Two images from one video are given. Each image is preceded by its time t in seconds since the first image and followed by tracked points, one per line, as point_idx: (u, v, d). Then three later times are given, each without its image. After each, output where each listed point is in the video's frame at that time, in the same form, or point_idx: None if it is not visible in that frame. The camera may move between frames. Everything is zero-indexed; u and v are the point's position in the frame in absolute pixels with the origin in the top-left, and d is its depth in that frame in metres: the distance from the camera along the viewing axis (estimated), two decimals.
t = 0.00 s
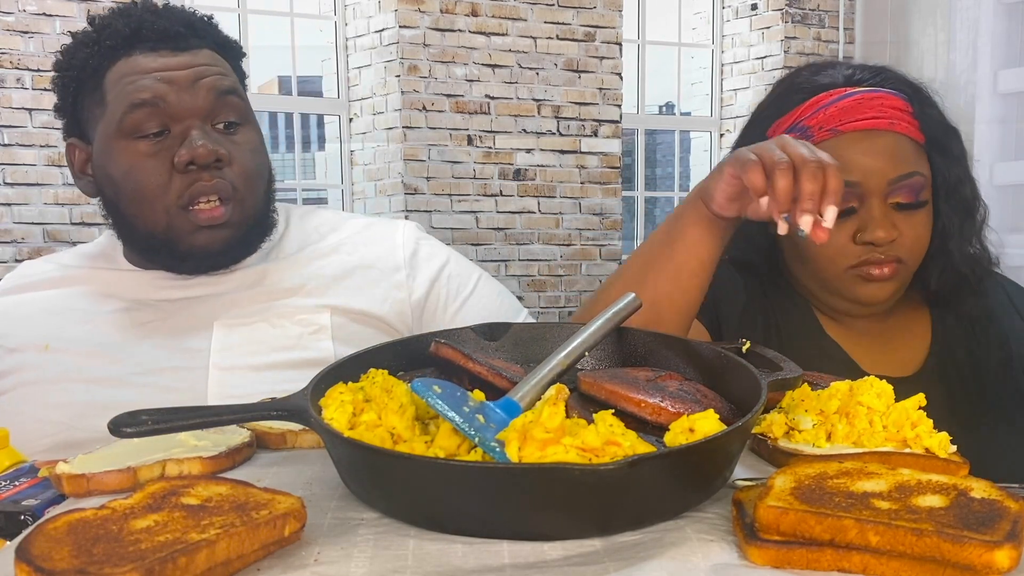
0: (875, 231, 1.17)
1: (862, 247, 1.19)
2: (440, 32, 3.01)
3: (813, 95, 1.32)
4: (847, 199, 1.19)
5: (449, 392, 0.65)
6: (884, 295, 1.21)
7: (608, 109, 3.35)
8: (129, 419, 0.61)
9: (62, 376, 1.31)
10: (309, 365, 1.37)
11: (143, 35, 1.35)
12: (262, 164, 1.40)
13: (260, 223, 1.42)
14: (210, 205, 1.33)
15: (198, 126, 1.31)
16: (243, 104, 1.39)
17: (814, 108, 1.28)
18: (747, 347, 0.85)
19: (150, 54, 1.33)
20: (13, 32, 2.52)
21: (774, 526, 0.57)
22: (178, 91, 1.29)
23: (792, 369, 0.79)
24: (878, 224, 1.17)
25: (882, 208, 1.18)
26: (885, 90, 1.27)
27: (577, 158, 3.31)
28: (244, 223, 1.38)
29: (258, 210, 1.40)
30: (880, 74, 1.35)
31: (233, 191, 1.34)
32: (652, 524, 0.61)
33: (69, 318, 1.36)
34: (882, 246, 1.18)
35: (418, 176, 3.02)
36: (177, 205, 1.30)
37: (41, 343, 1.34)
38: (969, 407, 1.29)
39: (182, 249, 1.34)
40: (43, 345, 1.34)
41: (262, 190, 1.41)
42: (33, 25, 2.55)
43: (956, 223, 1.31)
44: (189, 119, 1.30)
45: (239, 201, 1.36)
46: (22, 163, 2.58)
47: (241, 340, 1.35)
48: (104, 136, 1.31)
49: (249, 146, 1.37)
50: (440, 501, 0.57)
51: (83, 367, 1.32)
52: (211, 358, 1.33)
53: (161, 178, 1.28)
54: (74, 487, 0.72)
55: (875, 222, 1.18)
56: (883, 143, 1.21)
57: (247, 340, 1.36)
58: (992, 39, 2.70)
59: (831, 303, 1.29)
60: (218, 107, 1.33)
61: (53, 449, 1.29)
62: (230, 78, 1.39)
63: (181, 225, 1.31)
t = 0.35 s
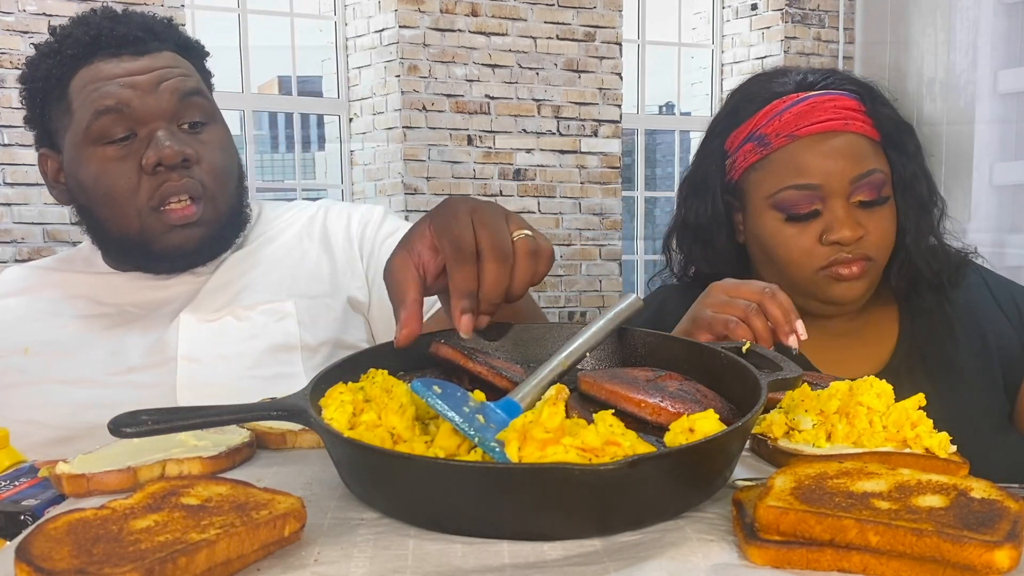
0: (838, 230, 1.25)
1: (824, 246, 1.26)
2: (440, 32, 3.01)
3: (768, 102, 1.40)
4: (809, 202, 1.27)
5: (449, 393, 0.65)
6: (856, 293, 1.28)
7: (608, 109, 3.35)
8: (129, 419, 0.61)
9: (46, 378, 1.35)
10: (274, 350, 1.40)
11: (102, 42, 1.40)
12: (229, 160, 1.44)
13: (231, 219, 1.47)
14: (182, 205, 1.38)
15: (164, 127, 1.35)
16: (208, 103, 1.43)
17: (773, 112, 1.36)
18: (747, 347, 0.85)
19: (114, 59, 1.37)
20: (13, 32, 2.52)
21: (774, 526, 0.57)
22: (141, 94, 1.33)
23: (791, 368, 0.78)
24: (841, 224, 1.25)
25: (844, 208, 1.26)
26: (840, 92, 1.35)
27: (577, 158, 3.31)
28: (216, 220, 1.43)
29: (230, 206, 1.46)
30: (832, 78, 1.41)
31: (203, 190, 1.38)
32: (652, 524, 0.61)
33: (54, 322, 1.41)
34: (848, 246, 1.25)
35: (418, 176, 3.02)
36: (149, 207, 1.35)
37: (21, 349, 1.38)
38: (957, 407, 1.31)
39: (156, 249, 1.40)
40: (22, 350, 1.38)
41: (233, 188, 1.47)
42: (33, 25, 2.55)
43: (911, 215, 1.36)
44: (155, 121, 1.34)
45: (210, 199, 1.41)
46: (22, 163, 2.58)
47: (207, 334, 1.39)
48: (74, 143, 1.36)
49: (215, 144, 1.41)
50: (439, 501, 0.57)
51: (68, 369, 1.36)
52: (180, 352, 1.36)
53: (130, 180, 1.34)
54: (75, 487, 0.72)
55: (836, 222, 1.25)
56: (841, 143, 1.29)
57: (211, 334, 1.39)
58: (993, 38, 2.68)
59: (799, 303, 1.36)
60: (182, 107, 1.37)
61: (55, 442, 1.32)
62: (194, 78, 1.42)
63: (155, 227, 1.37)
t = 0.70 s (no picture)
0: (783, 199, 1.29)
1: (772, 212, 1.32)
2: (440, 32, 3.01)
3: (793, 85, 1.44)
4: (771, 166, 1.34)
5: (447, 397, 0.65)
6: (791, 263, 1.31)
7: (608, 109, 3.35)
8: (129, 419, 0.61)
9: (33, 379, 1.34)
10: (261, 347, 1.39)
11: (62, 57, 1.38)
12: (205, 165, 1.44)
13: (214, 225, 1.47)
14: (163, 216, 1.40)
15: (136, 138, 1.35)
16: (179, 108, 1.42)
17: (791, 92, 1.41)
18: (747, 347, 0.85)
19: (74, 75, 1.36)
20: (13, 32, 2.52)
21: (774, 526, 0.57)
22: (105, 107, 1.33)
23: (791, 368, 0.78)
24: (788, 192, 1.29)
25: (799, 180, 1.30)
26: (849, 83, 1.37)
27: (577, 158, 3.31)
28: (199, 226, 1.44)
29: (211, 209, 1.46)
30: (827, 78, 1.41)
31: (181, 198, 1.40)
32: (652, 524, 0.61)
33: (46, 327, 1.41)
34: (787, 213, 1.29)
35: (418, 176, 3.02)
36: (132, 220, 1.37)
37: (10, 352, 1.37)
38: (960, 405, 1.30)
39: (143, 263, 1.40)
40: (11, 353, 1.37)
41: (212, 192, 1.47)
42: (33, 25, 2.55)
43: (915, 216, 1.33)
44: (125, 134, 1.34)
45: (188, 206, 1.41)
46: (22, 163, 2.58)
47: (193, 334, 1.38)
48: (49, 163, 1.38)
49: (189, 150, 1.41)
50: (439, 501, 0.57)
51: (60, 369, 1.35)
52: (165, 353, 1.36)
53: (108, 196, 1.36)
54: (75, 487, 0.72)
55: (786, 191, 1.30)
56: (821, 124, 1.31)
57: (196, 338, 1.38)
58: (992, 39, 2.70)
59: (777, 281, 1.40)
60: (152, 115, 1.37)
61: (49, 441, 1.30)
62: (162, 86, 1.41)
63: (137, 241, 1.38)
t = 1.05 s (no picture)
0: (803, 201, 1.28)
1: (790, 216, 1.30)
2: (440, 32, 3.01)
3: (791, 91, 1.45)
4: (785, 170, 1.33)
5: (447, 398, 0.65)
6: (810, 264, 1.30)
7: (608, 109, 3.35)
8: (129, 419, 0.61)
9: (40, 379, 1.36)
10: (271, 353, 1.40)
11: (75, 60, 1.34)
12: (217, 170, 1.43)
13: (224, 229, 1.46)
14: (173, 221, 1.38)
15: (149, 143, 1.33)
16: (193, 112, 1.41)
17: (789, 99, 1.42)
18: (747, 347, 0.85)
19: (88, 78, 1.33)
20: (13, 32, 2.52)
21: (774, 526, 0.57)
22: (119, 112, 1.30)
23: (791, 368, 0.78)
24: (806, 194, 1.28)
25: (816, 182, 1.29)
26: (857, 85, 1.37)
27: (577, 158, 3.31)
28: (210, 230, 1.43)
29: (222, 214, 1.45)
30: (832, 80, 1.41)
31: (194, 204, 1.38)
32: (652, 524, 0.61)
33: (52, 326, 1.41)
34: (806, 215, 1.28)
35: (418, 177, 3.02)
36: (143, 225, 1.35)
37: (17, 351, 1.39)
38: (961, 405, 1.30)
39: (153, 265, 1.40)
40: (19, 352, 1.39)
41: (224, 195, 1.45)
42: (33, 25, 2.55)
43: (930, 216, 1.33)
44: (139, 140, 1.32)
45: (201, 211, 1.40)
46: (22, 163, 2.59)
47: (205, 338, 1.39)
48: (60, 164, 1.35)
49: (202, 155, 1.39)
50: (440, 501, 0.57)
51: (65, 370, 1.36)
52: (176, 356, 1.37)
53: (121, 202, 1.33)
54: (75, 487, 0.72)
55: (804, 194, 1.29)
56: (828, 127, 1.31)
57: (208, 342, 1.39)
58: (992, 39, 2.69)
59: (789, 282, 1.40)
60: (166, 120, 1.35)
61: (52, 444, 1.33)
62: (176, 91, 1.39)
63: (148, 246, 1.37)
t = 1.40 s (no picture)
0: (902, 212, 1.26)
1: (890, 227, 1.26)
2: (440, 32, 3.01)
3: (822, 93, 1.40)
4: (869, 182, 1.28)
5: (447, 399, 0.65)
6: (905, 275, 1.28)
7: (608, 109, 3.35)
8: (129, 419, 0.61)
9: (46, 375, 1.36)
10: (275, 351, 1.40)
11: (82, 58, 1.35)
12: (222, 172, 1.37)
13: (226, 231, 1.42)
14: (172, 224, 1.34)
15: (151, 143, 1.30)
16: (197, 112, 1.37)
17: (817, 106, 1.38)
18: (747, 347, 0.85)
19: (93, 78, 1.33)
20: (13, 32, 2.53)
21: (774, 526, 0.57)
22: (121, 112, 1.28)
23: (791, 368, 0.77)
24: (901, 205, 1.26)
25: (899, 191, 1.28)
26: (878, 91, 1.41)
27: (577, 158, 3.31)
28: (209, 232, 1.38)
29: (224, 217, 1.41)
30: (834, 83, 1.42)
31: (192, 206, 1.33)
32: (652, 524, 0.61)
33: (59, 323, 1.43)
34: (903, 226, 1.26)
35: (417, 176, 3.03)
36: (139, 227, 1.32)
37: (24, 347, 1.39)
38: (961, 405, 1.30)
39: (151, 265, 1.38)
40: (26, 348, 1.39)
41: (226, 197, 1.40)
42: (32, 25, 2.55)
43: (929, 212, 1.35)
44: (140, 139, 1.29)
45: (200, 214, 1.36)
46: (23, 163, 2.59)
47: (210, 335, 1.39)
48: (63, 160, 1.34)
49: (206, 157, 1.34)
50: (440, 501, 0.57)
51: (73, 366, 1.37)
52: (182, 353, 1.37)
53: (119, 203, 1.31)
54: (75, 487, 0.72)
55: (899, 205, 1.27)
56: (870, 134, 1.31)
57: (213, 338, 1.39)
58: (992, 40, 2.69)
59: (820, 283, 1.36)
60: (169, 120, 1.31)
61: (57, 439, 1.32)
62: (182, 93, 1.37)
63: (145, 246, 1.35)
